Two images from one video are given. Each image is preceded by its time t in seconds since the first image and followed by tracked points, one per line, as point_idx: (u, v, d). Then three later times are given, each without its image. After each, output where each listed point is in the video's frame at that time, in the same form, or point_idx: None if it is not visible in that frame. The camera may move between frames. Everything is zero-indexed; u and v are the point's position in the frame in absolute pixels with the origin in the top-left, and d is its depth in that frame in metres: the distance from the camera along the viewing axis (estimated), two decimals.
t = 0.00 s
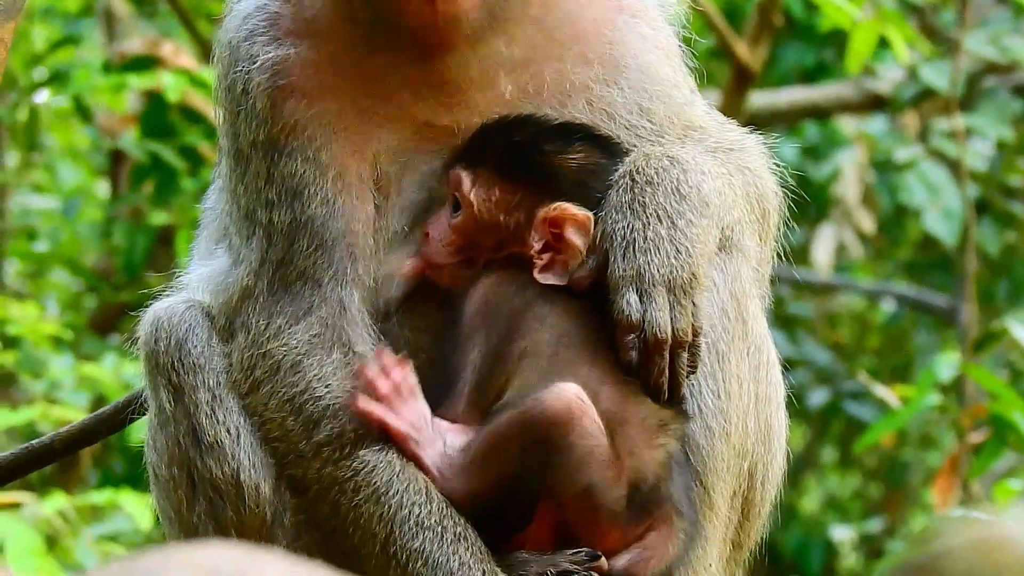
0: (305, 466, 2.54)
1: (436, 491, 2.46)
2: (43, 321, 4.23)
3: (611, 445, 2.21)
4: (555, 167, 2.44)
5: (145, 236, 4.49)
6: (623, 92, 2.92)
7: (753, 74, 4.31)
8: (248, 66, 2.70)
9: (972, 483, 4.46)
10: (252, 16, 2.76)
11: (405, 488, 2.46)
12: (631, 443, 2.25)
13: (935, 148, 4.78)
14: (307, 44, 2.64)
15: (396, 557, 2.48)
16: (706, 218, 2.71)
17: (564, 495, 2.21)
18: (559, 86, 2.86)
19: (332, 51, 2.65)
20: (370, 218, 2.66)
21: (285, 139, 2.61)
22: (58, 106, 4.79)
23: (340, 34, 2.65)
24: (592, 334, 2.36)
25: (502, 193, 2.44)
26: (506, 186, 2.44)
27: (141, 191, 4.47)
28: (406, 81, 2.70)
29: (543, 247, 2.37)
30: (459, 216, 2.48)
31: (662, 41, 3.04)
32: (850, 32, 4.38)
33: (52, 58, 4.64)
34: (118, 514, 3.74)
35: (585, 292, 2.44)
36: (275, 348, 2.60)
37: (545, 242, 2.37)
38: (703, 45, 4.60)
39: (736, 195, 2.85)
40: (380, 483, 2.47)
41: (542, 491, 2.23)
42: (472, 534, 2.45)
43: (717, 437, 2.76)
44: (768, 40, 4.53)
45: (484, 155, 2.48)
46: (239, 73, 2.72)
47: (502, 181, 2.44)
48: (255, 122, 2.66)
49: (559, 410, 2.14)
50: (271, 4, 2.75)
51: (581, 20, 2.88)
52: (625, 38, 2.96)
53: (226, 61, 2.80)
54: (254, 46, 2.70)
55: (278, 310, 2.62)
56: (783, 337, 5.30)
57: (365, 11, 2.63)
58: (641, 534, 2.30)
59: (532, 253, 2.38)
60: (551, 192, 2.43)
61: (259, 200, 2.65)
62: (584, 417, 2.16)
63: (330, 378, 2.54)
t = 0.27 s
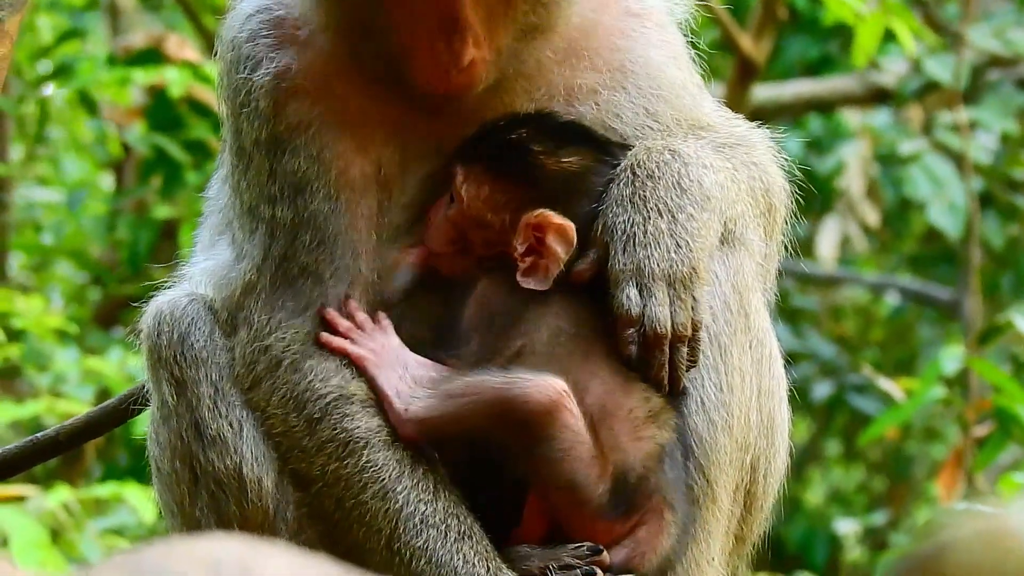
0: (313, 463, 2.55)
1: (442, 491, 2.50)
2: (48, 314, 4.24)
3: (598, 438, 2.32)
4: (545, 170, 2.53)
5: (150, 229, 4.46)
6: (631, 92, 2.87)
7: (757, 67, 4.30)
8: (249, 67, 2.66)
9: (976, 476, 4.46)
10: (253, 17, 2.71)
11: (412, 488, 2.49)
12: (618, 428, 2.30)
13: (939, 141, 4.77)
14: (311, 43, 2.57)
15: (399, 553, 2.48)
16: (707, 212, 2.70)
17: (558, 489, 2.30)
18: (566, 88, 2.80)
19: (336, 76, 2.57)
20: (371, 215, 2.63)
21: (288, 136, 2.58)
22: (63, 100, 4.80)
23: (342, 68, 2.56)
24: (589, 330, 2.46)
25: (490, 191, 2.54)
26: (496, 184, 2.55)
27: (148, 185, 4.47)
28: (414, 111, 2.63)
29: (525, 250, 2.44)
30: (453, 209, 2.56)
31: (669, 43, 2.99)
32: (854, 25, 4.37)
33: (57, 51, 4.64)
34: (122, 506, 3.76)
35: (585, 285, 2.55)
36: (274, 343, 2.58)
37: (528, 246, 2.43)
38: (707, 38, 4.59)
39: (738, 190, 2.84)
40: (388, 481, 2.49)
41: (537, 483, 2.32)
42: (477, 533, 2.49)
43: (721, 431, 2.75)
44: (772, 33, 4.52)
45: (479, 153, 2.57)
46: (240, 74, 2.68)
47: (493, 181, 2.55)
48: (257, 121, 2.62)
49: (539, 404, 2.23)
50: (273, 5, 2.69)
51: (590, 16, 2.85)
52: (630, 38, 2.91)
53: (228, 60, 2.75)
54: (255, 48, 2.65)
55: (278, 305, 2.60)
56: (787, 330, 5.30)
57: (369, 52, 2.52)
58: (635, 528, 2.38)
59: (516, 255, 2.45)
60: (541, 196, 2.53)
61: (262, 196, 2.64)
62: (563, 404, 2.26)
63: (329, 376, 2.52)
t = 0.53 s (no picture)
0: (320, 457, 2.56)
1: (448, 485, 2.49)
2: (50, 309, 4.23)
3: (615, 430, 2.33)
4: (539, 170, 2.53)
5: (152, 224, 4.45)
6: (638, 89, 2.87)
7: (760, 63, 4.29)
8: (252, 66, 2.67)
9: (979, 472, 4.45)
10: (254, 15, 2.70)
11: (417, 481, 2.48)
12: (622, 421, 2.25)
13: (942, 137, 4.76)
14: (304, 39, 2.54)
15: (402, 546, 2.48)
16: (717, 206, 2.70)
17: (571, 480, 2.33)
18: (572, 88, 2.77)
19: (334, 82, 2.52)
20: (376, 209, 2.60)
21: (290, 133, 2.58)
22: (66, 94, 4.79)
23: (337, 76, 2.52)
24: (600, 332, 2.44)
25: (486, 186, 2.56)
26: (492, 181, 2.56)
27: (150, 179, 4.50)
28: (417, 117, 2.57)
29: (515, 249, 2.46)
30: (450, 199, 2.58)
31: (675, 39, 2.99)
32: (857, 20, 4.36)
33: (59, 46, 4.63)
34: (126, 500, 3.75)
35: (595, 281, 2.54)
36: (280, 337, 2.59)
37: (517, 245, 2.45)
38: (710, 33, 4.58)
39: (746, 184, 2.85)
40: (393, 475, 2.49)
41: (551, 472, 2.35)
42: (482, 527, 2.47)
43: (727, 425, 2.74)
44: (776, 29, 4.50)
45: (483, 153, 2.58)
46: (243, 73, 2.69)
47: (491, 176, 2.56)
48: (261, 118, 2.62)
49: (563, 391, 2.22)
50: (274, 3, 2.69)
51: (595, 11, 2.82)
52: (637, 34, 2.91)
53: (233, 59, 2.75)
54: (257, 48, 2.65)
55: (283, 299, 2.60)
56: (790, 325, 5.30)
57: (362, 65, 2.47)
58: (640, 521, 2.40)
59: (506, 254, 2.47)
60: (534, 195, 2.54)
61: (266, 191, 2.64)
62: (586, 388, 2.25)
63: (335, 369, 2.53)
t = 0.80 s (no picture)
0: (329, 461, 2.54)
1: (454, 486, 2.49)
2: (53, 307, 4.23)
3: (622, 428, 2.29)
4: (518, 154, 2.50)
5: (155, 222, 4.45)
6: (647, 90, 2.89)
7: (763, 61, 4.29)
8: (260, 69, 2.67)
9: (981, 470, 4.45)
10: (264, 17, 2.71)
11: (422, 483, 2.48)
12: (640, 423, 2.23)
13: (945, 136, 4.75)
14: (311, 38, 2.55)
15: (408, 547, 2.50)
16: (725, 205, 2.71)
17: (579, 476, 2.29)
18: (579, 90, 2.80)
19: (339, 86, 2.54)
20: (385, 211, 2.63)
21: (299, 133, 2.59)
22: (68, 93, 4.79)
23: (342, 80, 2.53)
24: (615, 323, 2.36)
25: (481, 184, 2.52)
26: (479, 170, 2.53)
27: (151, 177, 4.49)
28: (421, 119, 2.57)
29: (497, 234, 2.43)
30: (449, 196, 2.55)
31: (685, 38, 3.01)
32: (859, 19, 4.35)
33: (62, 44, 4.64)
34: (128, 499, 3.75)
35: (608, 278, 2.47)
36: (288, 337, 2.59)
37: (499, 230, 2.43)
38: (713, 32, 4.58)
39: (754, 185, 2.84)
40: (399, 478, 2.48)
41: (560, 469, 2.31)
42: (487, 527, 2.47)
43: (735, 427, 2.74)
44: (778, 27, 4.50)
45: (470, 151, 2.56)
46: (252, 75, 2.70)
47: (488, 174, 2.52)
48: (269, 118, 2.63)
49: (557, 396, 2.23)
50: (281, 5, 2.69)
51: (601, 11, 2.83)
52: (647, 35, 2.93)
53: (241, 60, 2.77)
54: (266, 50, 2.66)
55: (293, 300, 2.60)
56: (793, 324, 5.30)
57: (365, 68, 2.48)
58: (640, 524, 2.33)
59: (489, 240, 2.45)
60: (522, 178, 2.49)
61: (274, 191, 2.65)
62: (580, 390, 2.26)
63: (342, 372, 2.53)
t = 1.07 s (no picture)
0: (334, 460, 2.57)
1: (457, 488, 2.49)
2: (57, 308, 4.23)
3: (629, 426, 2.28)
4: (512, 152, 2.45)
5: (158, 222, 4.46)
6: (649, 92, 2.89)
7: (765, 62, 4.29)
8: (265, 69, 2.66)
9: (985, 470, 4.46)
10: (268, 15, 2.70)
11: (430, 485, 2.48)
12: (644, 429, 2.23)
13: (948, 136, 4.75)
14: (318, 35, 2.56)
15: (411, 548, 2.49)
16: (728, 202, 2.71)
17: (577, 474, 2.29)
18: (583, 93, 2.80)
19: (347, 84, 2.55)
20: (389, 209, 2.64)
21: (302, 133, 2.58)
22: (71, 93, 4.80)
23: (351, 78, 2.54)
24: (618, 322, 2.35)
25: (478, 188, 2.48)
26: (474, 166, 2.50)
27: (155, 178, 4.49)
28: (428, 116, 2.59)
29: (490, 232, 2.40)
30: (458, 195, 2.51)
31: (690, 39, 3.00)
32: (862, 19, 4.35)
33: (65, 45, 4.64)
34: (132, 500, 3.76)
35: (609, 274, 2.46)
36: (294, 337, 2.59)
37: (492, 228, 2.39)
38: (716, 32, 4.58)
39: (757, 184, 2.84)
40: (405, 476, 2.50)
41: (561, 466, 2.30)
42: (489, 528, 2.48)
43: (738, 426, 2.75)
44: (782, 28, 4.49)
45: (465, 150, 2.53)
46: (257, 75, 2.68)
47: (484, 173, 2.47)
48: (272, 118, 2.62)
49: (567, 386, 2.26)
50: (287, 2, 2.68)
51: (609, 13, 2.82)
52: (651, 37, 2.92)
53: (246, 59, 2.75)
54: (271, 50, 2.65)
55: (298, 300, 2.60)
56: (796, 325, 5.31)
57: (376, 65, 2.50)
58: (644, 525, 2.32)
59: (482, 238, 2.41)
60: (513, 176, 2.44)
61: (278, 191, 2.63)
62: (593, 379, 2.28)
63: (351, 371, 2.56)
